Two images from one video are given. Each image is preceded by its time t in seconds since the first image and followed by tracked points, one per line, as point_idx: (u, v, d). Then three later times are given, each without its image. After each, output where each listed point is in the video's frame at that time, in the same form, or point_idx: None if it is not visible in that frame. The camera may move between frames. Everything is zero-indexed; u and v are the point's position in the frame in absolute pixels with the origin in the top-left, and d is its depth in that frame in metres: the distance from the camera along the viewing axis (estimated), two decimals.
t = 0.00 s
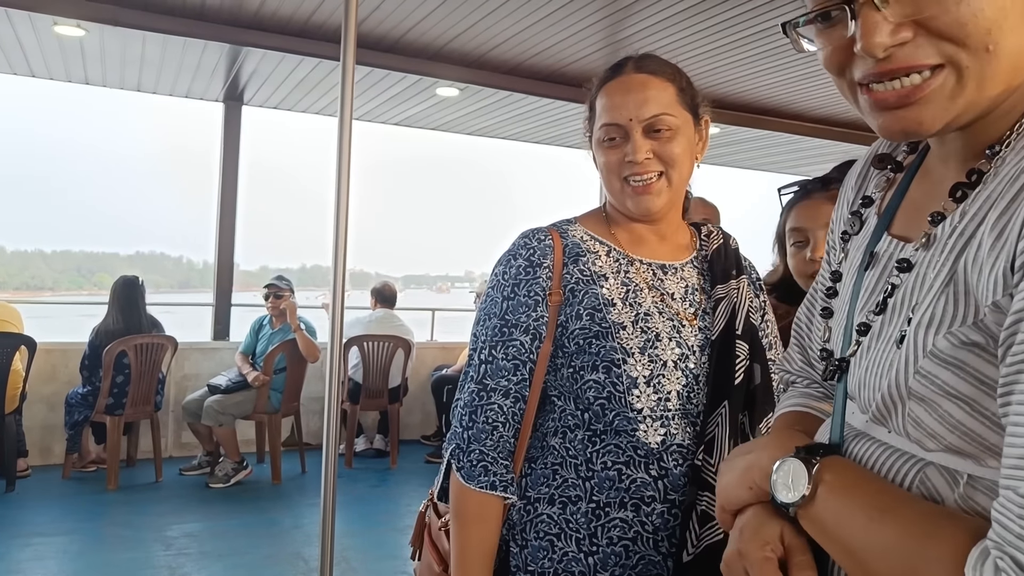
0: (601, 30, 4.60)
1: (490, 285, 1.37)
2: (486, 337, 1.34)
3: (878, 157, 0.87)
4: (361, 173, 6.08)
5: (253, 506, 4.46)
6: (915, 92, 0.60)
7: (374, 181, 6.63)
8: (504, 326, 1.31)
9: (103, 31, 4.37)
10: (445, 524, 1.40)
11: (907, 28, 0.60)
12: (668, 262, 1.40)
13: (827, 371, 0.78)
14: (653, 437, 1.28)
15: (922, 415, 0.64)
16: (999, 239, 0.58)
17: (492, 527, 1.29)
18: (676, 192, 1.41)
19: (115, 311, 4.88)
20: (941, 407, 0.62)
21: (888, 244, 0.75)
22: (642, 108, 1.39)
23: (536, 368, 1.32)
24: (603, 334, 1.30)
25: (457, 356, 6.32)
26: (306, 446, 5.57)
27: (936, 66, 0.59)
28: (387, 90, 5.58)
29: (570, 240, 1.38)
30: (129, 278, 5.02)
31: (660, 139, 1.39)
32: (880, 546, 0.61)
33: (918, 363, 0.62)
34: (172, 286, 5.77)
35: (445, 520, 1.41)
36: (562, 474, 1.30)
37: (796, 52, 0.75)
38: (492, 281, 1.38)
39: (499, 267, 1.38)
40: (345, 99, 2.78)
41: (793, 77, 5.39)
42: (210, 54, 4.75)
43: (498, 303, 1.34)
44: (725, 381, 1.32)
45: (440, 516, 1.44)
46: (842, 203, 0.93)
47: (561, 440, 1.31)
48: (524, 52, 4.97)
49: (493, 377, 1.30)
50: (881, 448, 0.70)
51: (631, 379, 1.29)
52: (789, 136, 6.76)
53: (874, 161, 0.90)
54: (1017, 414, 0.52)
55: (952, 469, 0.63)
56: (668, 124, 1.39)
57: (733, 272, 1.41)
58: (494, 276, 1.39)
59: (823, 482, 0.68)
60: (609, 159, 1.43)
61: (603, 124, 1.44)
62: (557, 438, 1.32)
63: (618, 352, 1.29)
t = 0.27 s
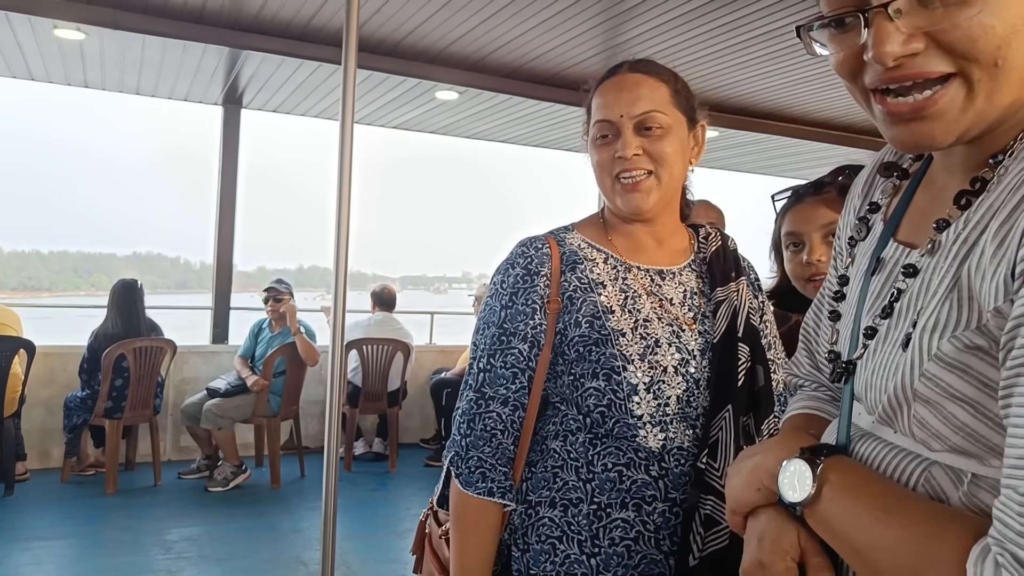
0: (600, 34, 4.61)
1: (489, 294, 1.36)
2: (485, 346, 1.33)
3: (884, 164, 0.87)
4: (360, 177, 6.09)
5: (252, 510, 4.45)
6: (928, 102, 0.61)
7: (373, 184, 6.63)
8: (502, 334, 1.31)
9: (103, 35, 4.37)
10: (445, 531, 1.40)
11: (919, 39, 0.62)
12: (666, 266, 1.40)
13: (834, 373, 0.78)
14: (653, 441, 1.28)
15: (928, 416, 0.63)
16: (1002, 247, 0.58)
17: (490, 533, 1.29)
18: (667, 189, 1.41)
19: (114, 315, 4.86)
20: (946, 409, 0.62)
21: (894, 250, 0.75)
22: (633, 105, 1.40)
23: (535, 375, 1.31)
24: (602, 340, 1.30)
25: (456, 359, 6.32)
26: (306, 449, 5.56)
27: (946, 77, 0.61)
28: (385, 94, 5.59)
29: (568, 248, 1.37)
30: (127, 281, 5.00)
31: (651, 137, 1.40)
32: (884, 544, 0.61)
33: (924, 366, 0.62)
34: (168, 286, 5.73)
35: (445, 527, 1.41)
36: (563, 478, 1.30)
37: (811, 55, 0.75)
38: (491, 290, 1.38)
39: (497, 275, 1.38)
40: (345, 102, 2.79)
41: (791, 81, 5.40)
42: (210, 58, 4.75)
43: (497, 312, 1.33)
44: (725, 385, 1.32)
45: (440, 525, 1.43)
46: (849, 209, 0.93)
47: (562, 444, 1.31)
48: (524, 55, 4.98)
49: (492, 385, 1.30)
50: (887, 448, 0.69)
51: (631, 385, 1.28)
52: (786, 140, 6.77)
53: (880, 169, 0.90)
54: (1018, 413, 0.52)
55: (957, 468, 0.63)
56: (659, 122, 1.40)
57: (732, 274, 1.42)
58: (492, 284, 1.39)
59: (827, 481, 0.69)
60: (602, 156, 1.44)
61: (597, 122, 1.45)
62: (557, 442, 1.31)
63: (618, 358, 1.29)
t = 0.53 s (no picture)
0: (600, 36, 4.61)
1: (483, 299, 1.36)
2: (480, 351, 1.33)
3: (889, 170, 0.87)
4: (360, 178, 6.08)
5: (251, 512, 4.44)
6: (918, 108, 0.62)
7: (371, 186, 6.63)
8: (498, 339, 1.30)
9: (102, 37, 4.37)
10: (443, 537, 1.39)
11: (914, 51, 0.62)
12: (659, 270, 1.40)
13: (839, 377, 0.77)
14: (651, 443, 1.28)
15: (929, 420, 0.63)
16: (1000, 253, 0.58)
17: (488, 539, 1.29)
18: (658, 194, 1.41)
19: (112, 317, 4.87)
20: (946, 413, 0.62)
21: (898, 256, 0.75)
22: (621, 114, 1.40)
23: (530, 380, 1.31)
24: (598, 344, 1.30)
25: (455, 361, 6.32)
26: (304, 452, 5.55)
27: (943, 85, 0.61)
28: (384, 96, 5.59)
29: (562, 252, 1.37)
30: (126, 283, 4.99)
31: (641, 144, 1.40)
32: (883, 547, 0.61)
33: (924, 370, 0.62)
34: (166, 285, 5.74)
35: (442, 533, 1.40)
36: (561, 482, 1.29)
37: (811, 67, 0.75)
38: (485, 294, 1.37)
39: (491, 280, 1.37)
40: (345, 104, 2.78)
41: (790, 83, 5.41)
42: (210, 59, 4.75)
43: (492, 316, 1.33)
44: (722, 387, 1.32)
45: (436, 532, 1.42)
46: (854, 214, 0.92)
47: (559, 448, 1.30)
48: (523, 57, 4.98)
49: (488, 390, 1.29)
50: (889, 452, 0.69)
51: (628, 388, 1.28)
52: (785, 141, 6.78)
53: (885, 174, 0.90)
54: (1017, 403, 0.52)
55: (958, 471, 0.63)
56: (648, 130, 1.40)
57: (725, 277, 1.41)
58: (487, 289, 1.38)
59: (827, 484, 0.68)
60: (593, 165, 1.43)
61: (587, 132, 1.44)
62: (554, 446, 1.31)
63: (614, 362, 1.29)
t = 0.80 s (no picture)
0: (598, 38, 4.61)
1: (479, 303, 1.36)
2: (476, 355, 1.33)
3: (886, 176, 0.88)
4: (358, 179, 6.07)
5: (249, 514, 4.43)
6: (915, 114, 0.62)
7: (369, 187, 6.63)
8: (494, 342, 1.30)
9: (100, 38, 4.36)
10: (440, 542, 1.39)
11: (908, 59, 0.62)
12: (652, 272, 1.40)
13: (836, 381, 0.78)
14: (649, 444, 1.28)
15: (921, 424, 0.63)
16: (991, 257, 0.58)
17: (486, 544, 1.28)
18: (652, 196, 1.41)
19: (109, 319, 4.86)
20: (938, 416, 0.62)
21: (894, 261, 0.75)
22: (616, 116, 1.40)
23: (527, 384, 1.30)
24: (595, 347, 1.30)
25: (454, 362, 6.32)
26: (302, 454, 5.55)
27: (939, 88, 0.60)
28: (382, 97, 5.59)
29: (557, 256, 1.37)
30: (123, 284, 4.98)
31: (635, 146, 1.40)
32: (876, 546, 0.61)
33: (916, 374, 0.62)
34: (165, 286, 5.70)
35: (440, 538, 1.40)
36: (559, 483, 1.29)
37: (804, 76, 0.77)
38: (480, 299, 1.37)
39: (486, 284, 1.37)
40: (344, 107, 2.79)
41: (787, 84, 5.42)
42: (208, 61, 4.75)
43: (488, 320, 1.32)
44: (717, 388, 1.32)
45: (433, 537, 1.42)
46: (854, 220, 0.93)
47: (557, 450, 1.30)
48: (521, 59, 4.98)
49: (484, 394, 1.29)
50: (884, 455, 0.69)
51: (625, 390, 1.28)
52: (782, 143, 6.79)
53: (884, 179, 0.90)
54: (1007, 407, 0.51)
55: (951, 474, 0.62)
56: (642, 131, 1.40)
57: (717, 279, 1.41)
58: (481, 294, 1.38)
59: (822, 486, 0.68)
60: (587, 167, 1.43)
61: (581, 135, 1.45)
62: (552, 447, 1.31)
63: (611, 364, 1.29)
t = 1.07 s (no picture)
0: (594, 41, 4.63)
1: (469, 310, 1.36)
2: (468, 362, 1.33)
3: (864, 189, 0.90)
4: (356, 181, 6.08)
5: (247, 516, 4.44)
6: (887, 135, 0.64)
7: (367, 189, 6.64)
8: (486, 349, 1.31)
9: (97, 41, 4.37)
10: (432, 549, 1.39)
11: (878, 83, 0.64)
12: (640, 279, 1.41)
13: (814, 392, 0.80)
14: (640, 448, 1.30)
15: (894, 435, 0.65)
16: (958, 273, 0.60)
17: (478, 549, 1.28)
18: (644, 202, 1.42)
19: (108, 322, 4.87)
20: (909, 427, 0.63)
21: (870, 274, 0.77)
22: (613, 119, 1.42)
23: (518, 391, 1.31)
24: (587, 353, 1.30)
25: (451, 364, 6.33)
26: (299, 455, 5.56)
27: (911, 109, 0.62)
28: (379, 100, 5.61)
29: (547, 263, 1.38)
30: (120, 287, 4.99)
31: (630, 150, 1.42)
32: (845, 551, 0.63)
33: (888, 386, 0.64)
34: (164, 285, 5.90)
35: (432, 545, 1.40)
36: (552, 488, 1.30)
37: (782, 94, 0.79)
38: (471, 305, 1.37)
39: (476, 291, 1.37)
40: (340, 111, 2.80)
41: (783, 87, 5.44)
42: (205, 64, 4.75)
43: (480, 327, 1.33)
44: (706, 393, 1.35)
45: (423, 544, 1.42)
46: (834, 233, 0.95)
47: (550, 455, 1.31)
48: (518, 62, 4.99)
49: (477, 400, 1.30)
50: (861, 464, 0.71)
51: (618, 397, 1.29)
52: (778, 145, 6.81)
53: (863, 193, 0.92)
54: (972, 418, 0.53)
55: (924, 483, 0.64)
56: (637, 136, 1.42)
57: (704, 287, 1.44)
58: (471, 302, 1.38)
59: (797, 494, 0.71)
60: (581, 170, 1.44)
61: (574, 137, 1.46)
62: (544, 453, 1.31)
63: (603, 370, 1.30)
